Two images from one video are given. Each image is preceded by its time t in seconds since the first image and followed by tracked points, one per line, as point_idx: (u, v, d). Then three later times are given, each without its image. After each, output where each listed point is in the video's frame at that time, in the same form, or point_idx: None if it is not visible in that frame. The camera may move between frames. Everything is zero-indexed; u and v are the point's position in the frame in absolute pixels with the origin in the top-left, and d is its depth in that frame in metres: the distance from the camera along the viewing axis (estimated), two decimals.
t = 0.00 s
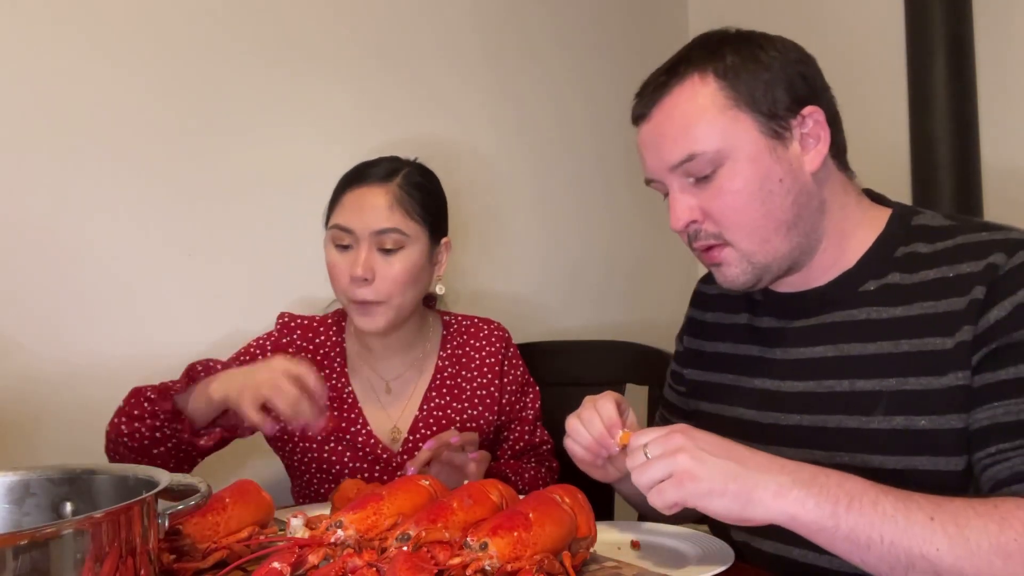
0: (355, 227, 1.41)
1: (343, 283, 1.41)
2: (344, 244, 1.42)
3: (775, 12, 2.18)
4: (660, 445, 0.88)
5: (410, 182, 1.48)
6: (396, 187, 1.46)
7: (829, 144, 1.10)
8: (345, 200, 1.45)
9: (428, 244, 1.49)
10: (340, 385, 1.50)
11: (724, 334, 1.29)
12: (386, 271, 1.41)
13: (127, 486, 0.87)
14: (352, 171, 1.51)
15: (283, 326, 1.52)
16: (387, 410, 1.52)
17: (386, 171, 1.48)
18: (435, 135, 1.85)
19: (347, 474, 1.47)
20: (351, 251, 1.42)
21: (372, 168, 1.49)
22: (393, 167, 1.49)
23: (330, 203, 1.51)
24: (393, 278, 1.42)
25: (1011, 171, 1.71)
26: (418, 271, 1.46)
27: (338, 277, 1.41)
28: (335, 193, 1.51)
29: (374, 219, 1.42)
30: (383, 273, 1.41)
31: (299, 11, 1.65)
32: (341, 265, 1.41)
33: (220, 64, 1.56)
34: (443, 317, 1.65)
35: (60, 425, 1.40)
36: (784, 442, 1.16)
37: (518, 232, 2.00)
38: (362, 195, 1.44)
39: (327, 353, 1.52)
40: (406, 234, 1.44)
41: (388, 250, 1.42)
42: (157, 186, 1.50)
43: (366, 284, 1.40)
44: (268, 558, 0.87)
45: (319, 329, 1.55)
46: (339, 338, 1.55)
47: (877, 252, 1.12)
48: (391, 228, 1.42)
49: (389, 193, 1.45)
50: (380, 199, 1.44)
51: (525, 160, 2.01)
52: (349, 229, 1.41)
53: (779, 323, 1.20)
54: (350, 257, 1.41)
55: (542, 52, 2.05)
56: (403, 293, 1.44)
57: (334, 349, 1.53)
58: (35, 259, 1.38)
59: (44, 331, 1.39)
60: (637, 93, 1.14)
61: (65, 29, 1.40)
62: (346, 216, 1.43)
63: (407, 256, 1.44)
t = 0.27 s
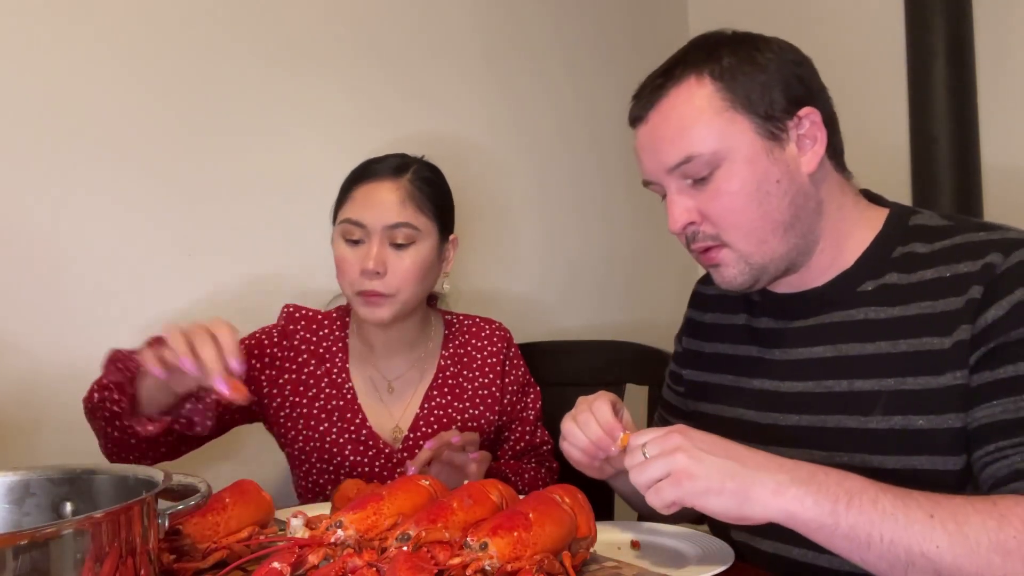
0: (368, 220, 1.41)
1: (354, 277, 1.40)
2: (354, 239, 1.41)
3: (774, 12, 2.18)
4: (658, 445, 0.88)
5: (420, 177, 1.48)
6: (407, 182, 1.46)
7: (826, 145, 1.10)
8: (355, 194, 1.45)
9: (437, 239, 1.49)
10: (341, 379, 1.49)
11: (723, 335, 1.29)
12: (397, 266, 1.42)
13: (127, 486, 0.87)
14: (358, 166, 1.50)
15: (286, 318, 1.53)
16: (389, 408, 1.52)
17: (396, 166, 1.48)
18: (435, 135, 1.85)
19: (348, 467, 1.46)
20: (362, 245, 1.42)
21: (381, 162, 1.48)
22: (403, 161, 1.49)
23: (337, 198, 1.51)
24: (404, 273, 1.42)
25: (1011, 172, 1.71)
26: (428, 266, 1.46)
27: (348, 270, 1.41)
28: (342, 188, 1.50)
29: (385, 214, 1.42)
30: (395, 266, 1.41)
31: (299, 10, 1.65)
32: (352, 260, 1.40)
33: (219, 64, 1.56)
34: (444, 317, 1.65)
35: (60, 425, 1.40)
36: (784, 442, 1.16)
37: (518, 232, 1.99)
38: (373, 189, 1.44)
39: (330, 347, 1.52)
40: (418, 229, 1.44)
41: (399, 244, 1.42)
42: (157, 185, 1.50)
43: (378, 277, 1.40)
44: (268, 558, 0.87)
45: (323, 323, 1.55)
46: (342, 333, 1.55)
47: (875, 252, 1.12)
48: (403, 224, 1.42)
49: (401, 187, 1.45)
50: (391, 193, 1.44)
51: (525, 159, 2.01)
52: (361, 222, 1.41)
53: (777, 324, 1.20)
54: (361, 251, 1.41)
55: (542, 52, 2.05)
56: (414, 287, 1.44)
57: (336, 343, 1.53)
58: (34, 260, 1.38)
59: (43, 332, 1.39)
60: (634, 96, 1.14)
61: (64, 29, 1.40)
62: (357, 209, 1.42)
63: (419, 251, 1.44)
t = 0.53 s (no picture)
0: (381, 214, 1.41)
1: (366, 271, 1.41)
2: (367, 233, 1.42)
3: (773, 12, 2.18)
4: (655, 446, 0.88)
5: (431, 173, 1.48)
6: (418, 177, 1.46)
7: (823, 145, 1.10)
8: (366, 188, 1.45)
9: (447, 234, 1.50)
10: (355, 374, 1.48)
11: (721, 336, 1.29)
12: (410, 260, 1.42)
13: (127, 486, 0.87)
14: (365, 162, 1.50)
15: (298, 311, 1.51)
16: (397, 407, 1.51)
17: (406, 161, 1.48)
18: (435, 136, 1.85)
19: (365, 463, 1.45)
20: (374, 239, 1.42)
21: (390, 157, 1.48)
22: (413, 156, 1.49)
23: (347, 192, 1.50)
24: (417, 268, 1.42)
25: (1010, 172, 1.71)
26: (439, 261, 1.47)
27: (361, 264, 1.41)
28: (351, 182, 1.50)
29: (398, 208, 1.42)
30: (408, 260, 1.42)
31: (298, 11, 1.65)
32: (364, 255, 1.41)
33: (219, 64, 1.56)
34: (446, 316, 1.65)
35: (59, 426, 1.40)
36: (782, 443, 1.16)
37: (518, 233, 1.99)
38: (384, 183, 1.44)
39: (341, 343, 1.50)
40: (430, 223, 1.45)
41: (412, 238, 1.43)
42: (157, 186, 1.49)
43: (391, 271, 1.40)
44: (268, 558, 0.87)
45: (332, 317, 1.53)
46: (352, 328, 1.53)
47: (873, 252, 1.12)
48: (415, 218, 1.43)
49: (414, 182, 1.45)
50: (404, 187, 1.44)
51: (525, 160, 2.01)
52: (374, 216, 1.41)
53: (775, 324, 1.20)
54: (374, 245, 1.41)
55: (542, 52, 2.05)
56: (427, 282, 1.45)
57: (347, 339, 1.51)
58: (35, 258, 1.37)
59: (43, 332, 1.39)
60: (632, 97, 1.14)
61: (64, 29, 1.39)
62: (369, 203, 1.42)
63: (431, 245, 1.45)
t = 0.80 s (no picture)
0: (386, 219, 1.41)
1: (371, 275, 1.40)
2: (373, 238, 1.41)
3: (774, 13, 2.18)
4: (654, 448, 0.89)
5: (436, 175, 1.48)
6: (424, 180, 1.46)
7: (824, 145, 1.10)
8: (372, 192, 1.45)
9: (453, 237, 1.50)
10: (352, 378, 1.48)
11: (721, 335, 1.29)
12: (415, 265, 1.42)
13: (127, 486, 0.87)
14: (370, 165, 1.50)
15: (299, 315, 1.52)
16: (398, 408, 1.52)
17: (411, 164, 1.48)
18: (435, 136, 1.85)
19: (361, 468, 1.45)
20: (379, 244, 1.42)
21: (394, 161, 1.48)
22: (417, 159, 1.49)
23: (351, 196, 1.50)
24: (423, 271, 1.42)
25: (1011, 171, 1.71)
26: (445, 264, 1.46)
27: (366, 269, 1.41)
28: (356, 186, 1.50)
29: (403, 212, 1.42)
30: (413, 265, 1.42)
31: (299, 11, 1.65)
32: (370, 258, 1.40)
33: (219, 63, 1.56)
34: (450, 318, 1.65)
35: (59, 425, 1.40)
36: (782, 442, 1.16)
37: (518, 232, 1.99)
38: (390, 187, 1.44)
39: (339, 345, 1.51)
40: (435, 227, 1.44)
41: (418, 243, 1.43)
42: (157, 186, 1.49)
43: (397, 276, 1.40)
44: (268, 558, 0.87)
45: (332, 320, 1.53)
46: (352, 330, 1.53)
47: (873, 251, 1.11)
48: (420, 222, 1.43)
49: (419, 186, 1.45)
50: (409, 192, 1.44)
51: (525, 160, 2.01)
52: (380, 221, 1.41)
53: (776, 323, 1.20)
54: (379, 250, 1.41)
55: (542, 52, 2.05)
56: (432, 286, 1.44)
57: (346, 340, 1.51)
58: (36, 260, 1.38)
59: (44, 333, 1.39)
60: (632, 97, 1.14)
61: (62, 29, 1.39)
62: (375, 208, 1.42)
63: (437, 249, 1.45)
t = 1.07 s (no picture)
0: (386, 219, 1.41)
1: (371, 275, 1.40)
2: (372, 238, 1.42)
3: (774, 13, 2.18)
4: (656, 449, 0.89)
5: (434, 176, 1.49)
6: (422, 181, 1.46)
7: (827, 145, 1.10)
8: (371, 193, 1.45)
9: (451, 238, 1.50)
10: (351, 378, 1.48)
11: (722, 334, 1.29)
12: (415, 265, 1.42)
13: (127, 486, 0.87)
14: (370, 166, 1.50)
15: (298, 317, 1.52)
16: (398, 407, 1.52)
17: (409, 165, 1.48)
18: (435, 136, 1.85)
19: (360, 467, 1.46)
20: (379, 244, 1.42)
21: (394, 161, 1.48)
22: (415, 160, 1.49)
23: (351, 197, 1.51)
24: (422, 271, 1.42)
25: (1010, 170, 1.71)
26: (443, 265, 1.47)
27: (366, 268, 1.41)
28: (355, 187, 1.50)
29: (403, 213, 1.42)
30: (413, 264, 1.42)
31: (299, 10, 1.66)
32: (370, 259, 1.41)
33: (220, 62, 1.56)
34: (448, 317, 1.65)
35: (60, 425, 1.40)
36: (782, 441, 1.16)
37: (518, 233, 1.99)
38: (389, 188, 1.44)
39: (339, 346, 1.51)
40: (435, 227, 1.44)
41: (417, 243, 1.43)
42: (157, 186, 1.49)
43: (397, 276, 1.40)
44: (269, 558, 0.87)
45: (330, 321, 1.54)
46: (350, 331, 1.53)
47: (874, 251, 1.12)
48: (420, 222, 1.43)
49: (419, 186, 1.45)
50: (409, 192, 1.44)
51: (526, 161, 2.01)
52: (379, 221, 1.41)
53: (777, 322, 1.20)
54: (378, 249, 1.41)
55: (543, 52, 2.05)
56: (432, 286, 1.44)
57: (346, 341, 1.52)
58: (35, 258, 1.38)
59: (44, 333, 1.39)
60: (635, 95, 1.14)
61: (63, 29, 1.39)
62: (375, 208, 1.42)
63: (436, 249, 1.45)
